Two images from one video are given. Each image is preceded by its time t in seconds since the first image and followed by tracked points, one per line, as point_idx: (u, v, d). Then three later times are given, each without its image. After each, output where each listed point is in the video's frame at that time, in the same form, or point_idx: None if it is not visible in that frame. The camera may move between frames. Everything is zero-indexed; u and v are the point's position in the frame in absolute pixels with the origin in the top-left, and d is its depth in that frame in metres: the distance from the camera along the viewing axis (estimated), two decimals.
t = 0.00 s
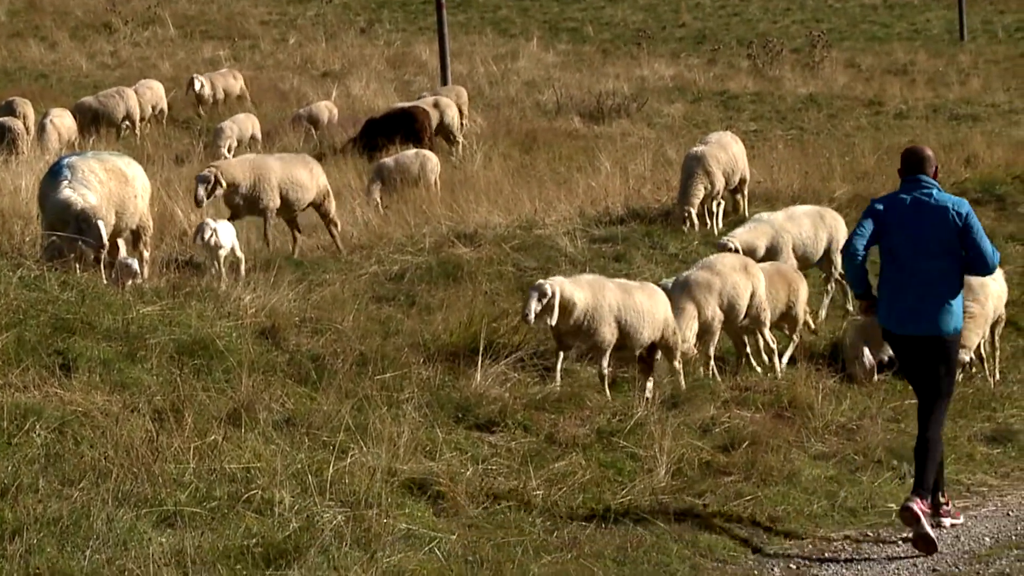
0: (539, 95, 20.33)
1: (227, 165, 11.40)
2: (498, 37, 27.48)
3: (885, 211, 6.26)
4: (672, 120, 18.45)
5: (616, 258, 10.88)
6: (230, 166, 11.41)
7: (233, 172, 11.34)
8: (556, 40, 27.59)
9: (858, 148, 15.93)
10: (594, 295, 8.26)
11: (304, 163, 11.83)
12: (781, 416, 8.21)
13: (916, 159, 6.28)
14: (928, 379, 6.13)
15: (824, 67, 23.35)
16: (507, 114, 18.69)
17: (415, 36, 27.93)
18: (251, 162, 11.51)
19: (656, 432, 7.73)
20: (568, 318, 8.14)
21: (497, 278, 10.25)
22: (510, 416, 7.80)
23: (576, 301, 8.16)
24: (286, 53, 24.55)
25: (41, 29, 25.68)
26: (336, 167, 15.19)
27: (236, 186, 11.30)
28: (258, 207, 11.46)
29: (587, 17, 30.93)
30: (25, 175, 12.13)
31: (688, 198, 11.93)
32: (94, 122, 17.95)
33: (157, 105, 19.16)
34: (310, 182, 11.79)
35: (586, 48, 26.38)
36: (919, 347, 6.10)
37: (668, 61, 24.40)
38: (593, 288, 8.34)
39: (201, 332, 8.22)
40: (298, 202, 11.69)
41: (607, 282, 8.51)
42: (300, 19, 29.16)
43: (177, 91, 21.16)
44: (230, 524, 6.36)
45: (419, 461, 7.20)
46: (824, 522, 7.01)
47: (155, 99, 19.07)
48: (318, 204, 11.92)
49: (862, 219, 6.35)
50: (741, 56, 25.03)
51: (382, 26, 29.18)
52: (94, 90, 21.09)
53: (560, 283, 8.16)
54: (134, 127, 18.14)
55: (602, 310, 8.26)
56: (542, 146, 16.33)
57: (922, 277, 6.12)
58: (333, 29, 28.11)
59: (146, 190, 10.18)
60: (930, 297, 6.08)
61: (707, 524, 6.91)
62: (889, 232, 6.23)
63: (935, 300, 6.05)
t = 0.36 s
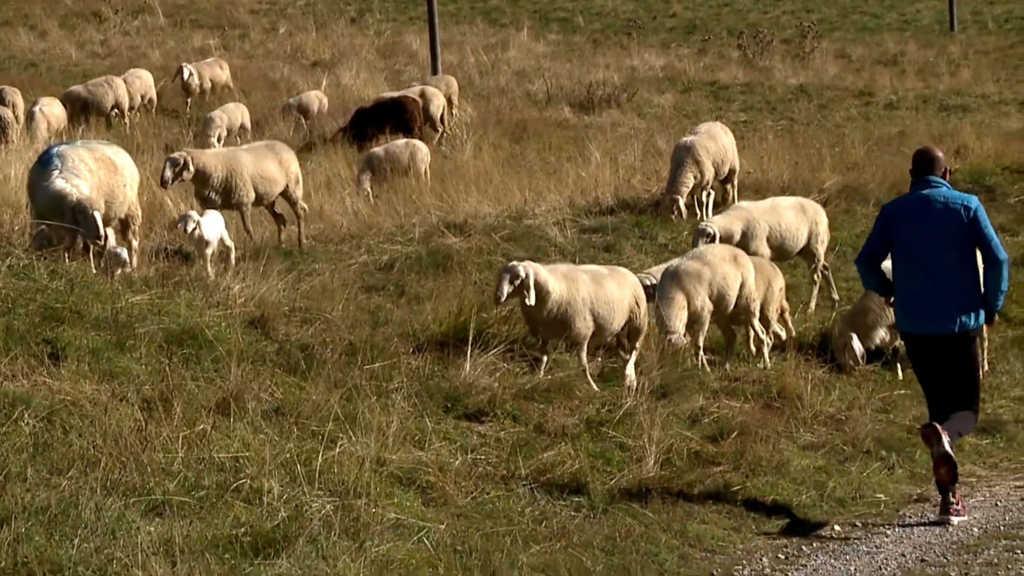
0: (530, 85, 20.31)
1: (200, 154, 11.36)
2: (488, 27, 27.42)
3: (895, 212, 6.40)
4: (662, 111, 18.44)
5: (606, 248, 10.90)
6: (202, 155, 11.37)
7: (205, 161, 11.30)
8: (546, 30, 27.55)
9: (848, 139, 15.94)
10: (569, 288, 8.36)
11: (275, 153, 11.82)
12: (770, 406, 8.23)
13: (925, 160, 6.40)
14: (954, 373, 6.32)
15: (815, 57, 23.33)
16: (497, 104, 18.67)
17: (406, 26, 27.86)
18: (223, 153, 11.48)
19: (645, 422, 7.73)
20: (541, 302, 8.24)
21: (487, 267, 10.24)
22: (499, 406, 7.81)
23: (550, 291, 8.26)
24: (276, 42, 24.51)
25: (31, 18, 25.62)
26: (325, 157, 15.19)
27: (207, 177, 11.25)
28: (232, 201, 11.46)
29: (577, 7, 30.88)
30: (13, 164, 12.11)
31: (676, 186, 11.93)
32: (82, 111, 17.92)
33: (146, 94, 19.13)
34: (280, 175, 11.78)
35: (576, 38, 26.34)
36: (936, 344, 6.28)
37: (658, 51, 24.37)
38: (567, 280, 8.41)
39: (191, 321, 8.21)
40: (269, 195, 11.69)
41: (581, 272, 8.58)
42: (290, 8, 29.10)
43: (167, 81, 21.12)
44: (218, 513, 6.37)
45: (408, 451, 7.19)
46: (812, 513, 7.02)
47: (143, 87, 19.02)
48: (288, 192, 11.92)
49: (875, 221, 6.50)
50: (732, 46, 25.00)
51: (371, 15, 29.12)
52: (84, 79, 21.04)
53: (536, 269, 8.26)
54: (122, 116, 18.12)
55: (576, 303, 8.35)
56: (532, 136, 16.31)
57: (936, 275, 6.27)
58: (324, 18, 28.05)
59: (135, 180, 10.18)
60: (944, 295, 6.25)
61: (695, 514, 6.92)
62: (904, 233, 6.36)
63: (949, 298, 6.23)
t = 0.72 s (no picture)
0: (519, 69, 20.30)
1: (165, 143, 11.30)
2: (478, 11, 27.38)
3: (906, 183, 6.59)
4: (651, 95, 18.45)
5: (595, 233, 10.92)
6: (168, 144, 11.32)
7: (171, 150, 11.25)
8: (535, 14, 27.51)
9: (836, 123, 15.96)
10: (540, 264, 8.27)
11: (243, 135, 11.81)
12: (758, 391, 8.24)
13: (939, 133, 6.59)
14: (969, 326, 6.42)
15: (804, 42, 23.34)
16: (486, 88, 18.67)
17: (395, 9, 27.81)
18: (188, 138, 11.43)
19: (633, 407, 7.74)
20: (513, 283, 8.20)
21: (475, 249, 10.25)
22: (487, 390, 7.82)
23: (520, 270, 8.22)
24: (265, 25, 24.45)
25: None
26: (314, 141, 15.21)
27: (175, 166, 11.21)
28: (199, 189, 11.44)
29: None
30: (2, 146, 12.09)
31: (663, 173, 11.94)
32: (70, 93, 17.96)
33: (133, 77, 19.20)
34: (248, 155, 11.77)
35: (566, 22, 26.31)
36: (943, 309, 6.39)
37: (648, 36, 24.35)
38: (540, 257, 8.34)
39: (179, 305, 8.21)
40: (236, 177, 11.68)
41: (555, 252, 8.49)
42: None
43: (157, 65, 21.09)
44: (207, 496, 6.37)
45: (397, 435, 7.19)
46: (800, 497, 7.04)
47: (128, 70, 19.07)
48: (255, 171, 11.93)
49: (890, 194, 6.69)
50: (721, 31, 24.98)
51: None
52: (73, 62, 20.99)
53: (507, 250, 8.25)
54: (110, 99, 18.15)
55: (548, 280, 8.25)
56: (521, 120, 16.30)
57: (941, 241, 6.42)
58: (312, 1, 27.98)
59: (123, 164, 10.23)
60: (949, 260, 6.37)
61: (683, 499, 6.92)
62: (913, 201, 6.55)
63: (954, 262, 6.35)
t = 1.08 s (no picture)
0: (511, 55, 20.29)
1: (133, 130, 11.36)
2: None
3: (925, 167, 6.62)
4: (642, 82, 18.45)
5: (586, 220, 10.94)
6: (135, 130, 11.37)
7: (139, 137, 11.30)
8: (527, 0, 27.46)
9: (828, 110, 15.97)
10: (511, 242, 8.25)
11: (222, 122, 11.81)
12: (750, 377, 8.25)
13: (962, 117, 6.58)
14: (985, 313, 6.42)
15: (795, 29, 23.34)
16: (478, 74, 18.66)
17: None
18: (156, 123, 11.48)
19: (625, 394, 7.74)
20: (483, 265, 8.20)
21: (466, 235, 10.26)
22: (479, 376, 7.83)
23: (491, 249, 8.19)
24: (257, 11, 24.41)
25: None
26: (305, 127, 15.20)
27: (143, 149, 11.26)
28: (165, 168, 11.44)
29: None
30: None
31: (655, 161, 11.91)
32: (60, 78, 17.96)
33: (123, 63, 19.20)
34: (223, 137, 11.77)
35: (558, 8, 26.27)
36: (953, 294, 6.44)
37: (640, 22, 24.33)
38: (512, 237, 8.32)
39: (171, 291, 8.22)
40: (211, 162, 11.69)
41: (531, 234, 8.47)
42: None
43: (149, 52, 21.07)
44: (199, 483, 6.36)
45: (388, 421, 7.19)
46: (791, 484, 7.05)
47: (119, 57, 19.05)
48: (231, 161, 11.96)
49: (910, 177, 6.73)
50: (713, 17, 24.97)
51: None
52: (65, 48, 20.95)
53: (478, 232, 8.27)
54: (101, 85, 18.13)
55: (519, 256, 8.22)
56: (513, 106, 16.29)
57: (954, 227, 6.46)
58: None
59: (113, 150, 10.27)
60: (961, 246, 6.42)
61: (676, 484, 6.91)
62: (931, 186, 6.58)
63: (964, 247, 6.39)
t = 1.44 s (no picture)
0: (510, 46, 20.28)
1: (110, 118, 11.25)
2: None
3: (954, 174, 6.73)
4: (641, 73, 18.45)
5: (585, 211, 10.95)
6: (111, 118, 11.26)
7: (117, 126, 11.20)
8: None
9: (827, 101, 15.97)
10: (493, 233, 8.35)
11: (200, 111, 11.88)
12: (748, 368, 8.25)
13: (990, 127, 6.71)
14: (1008, 325, 6.54)
15: (794, 21, 23.35)
16: (477, 64, 18.64)
17: None
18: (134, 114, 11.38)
19: (623, 385, 7.73)
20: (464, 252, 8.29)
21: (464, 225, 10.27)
22: (477, 367, 7.83)
23: (474, 238, 8.29)
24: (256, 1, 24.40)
25: None
26: (303, 117, 15.19)
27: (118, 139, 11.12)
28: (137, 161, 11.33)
29: None
30: None
31: (654, 151, 11.94)
32: (58, 68, 17.98)
33: (120, 53, 19.21)
34: (201, 130, 11.82)
35: None
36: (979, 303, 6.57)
37: (639, 13, 24.32)
38: (495, 228, 8.41)
39: (170, 281, 8.22)
40: (188, 154, 11.75)
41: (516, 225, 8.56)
42: None
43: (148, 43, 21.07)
44: (197, 473, 6.35)
45: (387, 412, 7.18)
46: (790, 475, 7.05)
47: (117, 46, 19.05)
48: (215, 146, 12.09)
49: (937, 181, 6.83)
50: (711, 8, 24.95)
51: None
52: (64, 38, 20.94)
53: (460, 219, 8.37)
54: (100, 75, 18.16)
55: (501, 247, 8.30)
56: (512, 97, 16.29)
57: (983, 236, 6.57)
58: None
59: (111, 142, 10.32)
60: (989, 254, 6.53)
61: (674, 475, 6.91)
62: (959, 193, 6.69)
63: (993, 257, 6.51)
